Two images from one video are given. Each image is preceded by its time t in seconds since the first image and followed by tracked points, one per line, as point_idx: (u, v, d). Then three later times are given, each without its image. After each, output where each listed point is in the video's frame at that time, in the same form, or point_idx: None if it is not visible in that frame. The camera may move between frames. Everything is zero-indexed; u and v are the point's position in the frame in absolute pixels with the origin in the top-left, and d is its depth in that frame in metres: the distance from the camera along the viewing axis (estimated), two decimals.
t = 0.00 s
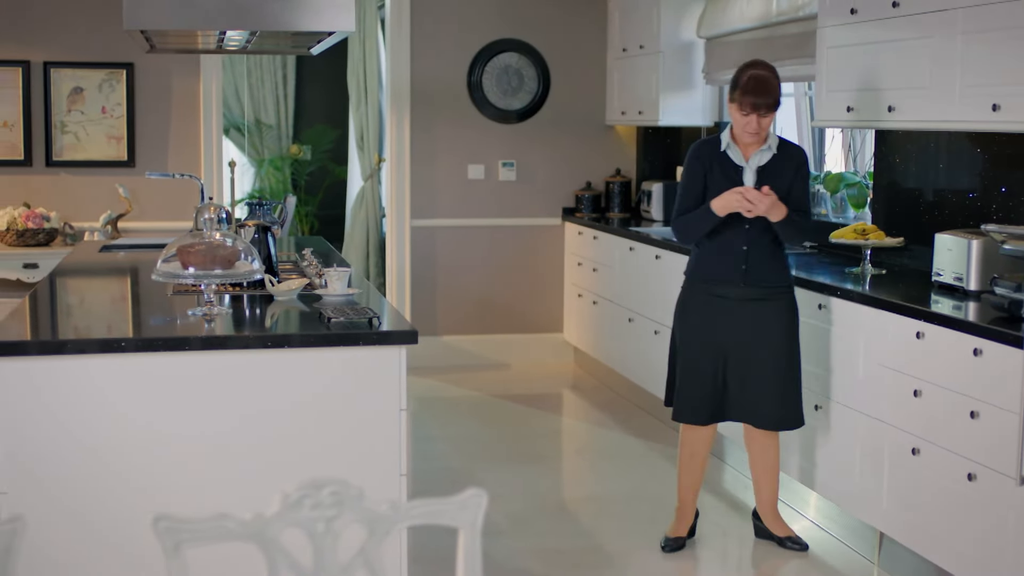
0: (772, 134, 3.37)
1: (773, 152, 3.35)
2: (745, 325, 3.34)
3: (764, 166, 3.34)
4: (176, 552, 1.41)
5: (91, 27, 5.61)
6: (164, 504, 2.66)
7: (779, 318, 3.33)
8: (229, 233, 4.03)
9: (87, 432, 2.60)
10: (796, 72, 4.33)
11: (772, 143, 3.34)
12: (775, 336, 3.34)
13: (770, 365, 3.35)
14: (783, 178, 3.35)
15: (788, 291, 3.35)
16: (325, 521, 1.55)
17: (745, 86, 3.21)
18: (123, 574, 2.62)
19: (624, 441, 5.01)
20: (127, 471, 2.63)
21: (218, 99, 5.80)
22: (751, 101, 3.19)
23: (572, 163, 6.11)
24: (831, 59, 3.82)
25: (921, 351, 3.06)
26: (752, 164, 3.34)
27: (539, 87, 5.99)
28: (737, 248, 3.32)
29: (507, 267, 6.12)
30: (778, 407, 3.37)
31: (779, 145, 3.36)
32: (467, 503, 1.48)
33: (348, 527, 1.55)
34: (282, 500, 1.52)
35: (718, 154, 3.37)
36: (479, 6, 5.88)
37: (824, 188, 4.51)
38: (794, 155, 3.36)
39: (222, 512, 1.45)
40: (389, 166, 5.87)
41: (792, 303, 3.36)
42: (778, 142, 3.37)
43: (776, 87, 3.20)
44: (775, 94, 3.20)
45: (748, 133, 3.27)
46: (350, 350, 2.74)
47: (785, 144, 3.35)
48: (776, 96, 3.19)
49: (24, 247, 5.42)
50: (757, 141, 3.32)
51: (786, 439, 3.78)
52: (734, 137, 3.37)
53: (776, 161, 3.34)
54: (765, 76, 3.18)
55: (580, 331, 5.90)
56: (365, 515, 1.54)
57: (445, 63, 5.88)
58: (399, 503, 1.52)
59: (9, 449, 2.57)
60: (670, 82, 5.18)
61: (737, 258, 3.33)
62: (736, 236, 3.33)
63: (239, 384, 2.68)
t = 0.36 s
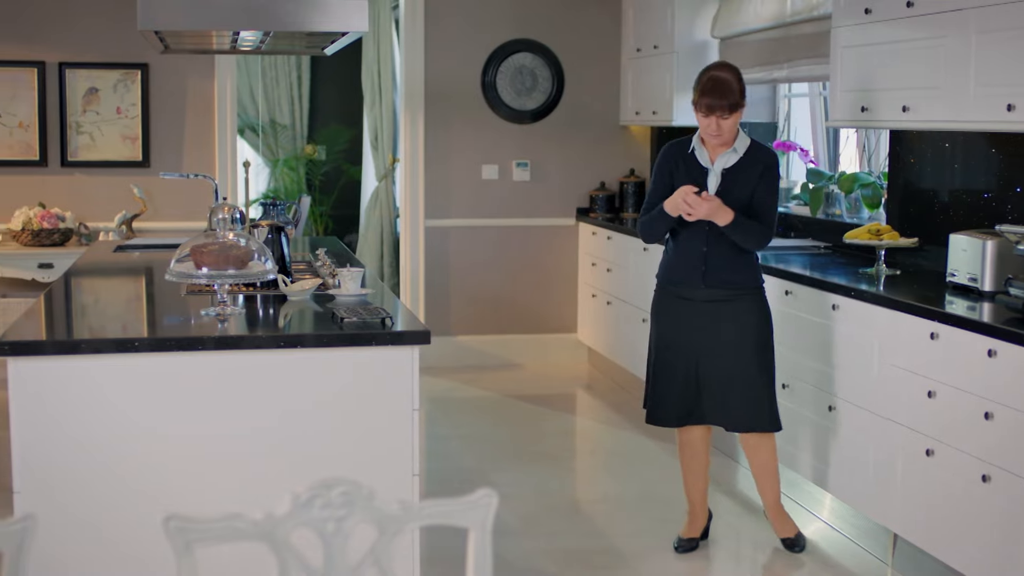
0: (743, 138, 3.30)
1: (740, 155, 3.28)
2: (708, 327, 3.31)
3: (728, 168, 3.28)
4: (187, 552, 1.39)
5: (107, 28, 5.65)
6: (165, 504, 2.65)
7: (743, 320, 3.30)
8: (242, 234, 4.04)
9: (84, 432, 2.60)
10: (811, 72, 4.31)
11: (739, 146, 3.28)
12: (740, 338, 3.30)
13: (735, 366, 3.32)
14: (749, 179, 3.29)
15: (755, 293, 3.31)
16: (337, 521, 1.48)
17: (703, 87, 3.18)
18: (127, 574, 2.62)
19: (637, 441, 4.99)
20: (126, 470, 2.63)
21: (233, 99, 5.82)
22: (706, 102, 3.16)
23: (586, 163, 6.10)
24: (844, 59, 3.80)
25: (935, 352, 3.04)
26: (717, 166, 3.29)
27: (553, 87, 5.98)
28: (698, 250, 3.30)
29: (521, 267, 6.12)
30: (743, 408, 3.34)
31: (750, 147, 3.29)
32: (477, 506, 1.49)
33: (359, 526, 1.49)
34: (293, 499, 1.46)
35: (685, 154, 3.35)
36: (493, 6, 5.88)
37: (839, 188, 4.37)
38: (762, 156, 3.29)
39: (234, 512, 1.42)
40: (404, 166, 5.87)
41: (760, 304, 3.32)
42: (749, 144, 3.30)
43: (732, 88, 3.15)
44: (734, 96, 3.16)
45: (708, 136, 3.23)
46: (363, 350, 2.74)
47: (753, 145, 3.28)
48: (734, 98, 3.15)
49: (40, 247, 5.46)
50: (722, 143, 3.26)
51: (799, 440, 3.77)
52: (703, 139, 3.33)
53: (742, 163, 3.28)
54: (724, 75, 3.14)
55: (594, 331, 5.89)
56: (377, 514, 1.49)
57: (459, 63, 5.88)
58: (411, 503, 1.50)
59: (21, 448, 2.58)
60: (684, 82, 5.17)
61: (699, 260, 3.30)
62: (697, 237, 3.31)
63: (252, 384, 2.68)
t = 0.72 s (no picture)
0: (741, 138, 3.19)
1: (736, 156, 3.18)
2: (703, 329, 3.21)
3: (722, 168, 3.19)
4: (204, 551, 1.38)
5: (129, 29, 5.68)
6: (165, 505, 2.65)
7: (738, 323, 3.16)
8: (262, 234, 4.05)
9: (84, 432, 2.60)
10: (832, 72, 4.27)
11: (734, 147, 3.17)
12: (732, 342, 3.17)
13: (724, 369, 3.19)
14: (745, 179, 3.18)
15: (752, 295, 3.17)
16: (353, 522, 1.47)
17: (692, 85, 3.09)
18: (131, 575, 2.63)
19: (656, 442, 4.97)
20: (140, 470, 2.64)
21: (254, 100, 5.84)
22: (694, 101, 3.08)
23: (607, 163, 6.08)
24: (866, 59, 3.76)
25: (957, 354, 3.00)
26: (712, 167, 3.20)
27: (574, 87, 5.97)
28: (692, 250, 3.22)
29: (541, 267, 6.11)
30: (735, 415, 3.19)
31: (748, 146, 3.18)
32: (493, 504, 1.46)
33: (375, 527, 1.48)
34: (310, 500, 1.45)
35: (683, 154, 3.28)
36: (513, 6, 5.87)
37: (860, 188, 4.38)
38: (760, 156, 3.17)
39: (250, 511, 1.41)
40: (424, 166, 5.88)
41: (757, 308, 3.17)
42: (748, 144, 3.19)
43: (719, 87, 3.05)
44: (722, 97, 3.05)
45: (699, 136, 3.14)
46: (383, 350, 2.74)
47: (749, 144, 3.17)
48: (720, 98, 3.05)
49: (62, 247, 5.51)
50: (716, 144, 3.17)
51: (820, 441, 3.73)
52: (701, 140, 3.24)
53: (737, 162, 3.17)
54: (712, 74, 3.05)
55: (614, 332, 5.87)
56: (393, 515, 1.48)
57: (479, 63, 5.87)
58: (427, 503, 1.48)
59: (39, 446, 2.59)
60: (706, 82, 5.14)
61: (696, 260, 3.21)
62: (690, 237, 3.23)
63: (272, 384, 2.69)
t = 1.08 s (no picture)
0: (743, 142, 2.97)
1: (736, 160, 2.96)
2: (699, 342, 3.02)
3: (722, 172, 2.97)
4: (223, 550, 1.37)
5: (154, 29, 5.73)
6: (188, 503, 2.67)
7: (732, 335, 2.97)
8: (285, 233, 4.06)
9: (109, 430, 2.62)
10: (857, 72, 4.24)
11: (735, 151, 2.95)
12: (727, 357, 2.98)
13: (717, 381, 3.00)
14: (745, 183, 2.95)
15: (750, 307, 2.98)
16: (372, 520, 1.47)
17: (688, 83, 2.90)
18: (131, 574, 2.64)
19: (679, 443, 4.95)
20: (161, 467, 2.65)
21: (278, 100, 5.86)
22: (688, 99, 2.89)
23: (631, 163, 6.06)
24: (891, 59, 3.72)
25: (982, 355, 2.97)
26: (713, 171, 2.99)
27: (598, 87, 5.95)
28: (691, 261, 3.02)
29: (564, 267, 6.10)
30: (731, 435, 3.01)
31: (749, 150, 2.97)
32: (512, 505, 1.44)
33: (394, 526, 1.48)
34: (329, 498, 1.44)
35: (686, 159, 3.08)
36: (537, 6, 5.86)
37: (885, 188, 4.33)
38: (763, 160, 2.95)
39: (270, 509, 1.40)
40: (448, 166, 5.88)
41: (755, 319, 2.98)
42: (750, 149, 2.97)
43: (716, 83, 2.85)
44: (718, 97, 2.86)
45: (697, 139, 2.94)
46: (406, 349, 2.74)
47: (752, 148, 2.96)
48: (717, 95, 2.85)
49: (88, 247, 5.56)
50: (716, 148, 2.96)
51: (844, 443, 3.70)
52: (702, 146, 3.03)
53: (738, 168, 2.96)
54: (709, 71, 2.86)
55: (637, 332, 5.85)
56: (412, 514, 1.47)
57: (503, 62, 5.87)
58: (445, 503, 1.47)
59: (63, 443, 2.60)
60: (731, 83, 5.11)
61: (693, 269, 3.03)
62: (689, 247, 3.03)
63: (295, 383, 2.69)
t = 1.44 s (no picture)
0: (750, 136, 2.94)
1: (742, 155, 2.93)
2: (703, 345, 2.98)
3: (729, 168, 2.94)
4: (242, 549, 1.37)
5: (180, 29, 5.76)
6: (208, 501, 2.68)
7: (738, 338, 2.93)
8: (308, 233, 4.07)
9: (135, 429, 2.64)
10: (882, 72, 4.21)
11: (741, 144, 2.92)
12: (733, 359, 2.94)
13: (725, 385, 2.96)
14: (753, 182, 2.91)
15: (754, 309, 2.93)
16: (391, 520, 1.45)
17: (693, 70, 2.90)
18: (130, 575, 2.64)
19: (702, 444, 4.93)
20: (182, 465, 2.66)
21: (303, 100, 5.89)
22: (691, 84, 2.88)
23: (655, 163, 6.04)
24: (916, 59, 3.69)
25: (1006, 356, 2.93)
26: (720, 166, 2.96)
27: (622, 86, 5.93)
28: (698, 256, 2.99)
29: (587, 267, 6.09)
30: (735, 438, 2.96)
31: (756, 145, 2.93)
32: (531, 504, 1.43)
33: (413, 526, 1.46)
34: (349, 497, 1.42)
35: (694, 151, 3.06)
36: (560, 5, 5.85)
37: (910, 188, 4.29)
38: (771, 158, 2.91)
39: (289, 508, 1.39)
40: (472, 165, 5.88)
41: (762, 322, 2.93)
42: (758, 144, 2.93)
43: (720, 70, 2.84)
44: (721, 82, 2.84)
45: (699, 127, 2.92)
46: (427, 349, 2.74)
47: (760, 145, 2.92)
48: (720, 80, 2.83)
49: (113, 246, 5.60)
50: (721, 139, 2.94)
51: (868, 444, 3.67)
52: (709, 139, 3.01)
53: (745, 164, 2.92)
54: (714, 58, 2.85)
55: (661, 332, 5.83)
56: (431, 514, 1.45)
57: (526, 62, 5.86)
58: (464, 503, 1.45)
59: (86, 441, 2.62)
60: (756, 82, 5.13)
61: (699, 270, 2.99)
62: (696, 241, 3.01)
63: (317, 382, 2.70)
